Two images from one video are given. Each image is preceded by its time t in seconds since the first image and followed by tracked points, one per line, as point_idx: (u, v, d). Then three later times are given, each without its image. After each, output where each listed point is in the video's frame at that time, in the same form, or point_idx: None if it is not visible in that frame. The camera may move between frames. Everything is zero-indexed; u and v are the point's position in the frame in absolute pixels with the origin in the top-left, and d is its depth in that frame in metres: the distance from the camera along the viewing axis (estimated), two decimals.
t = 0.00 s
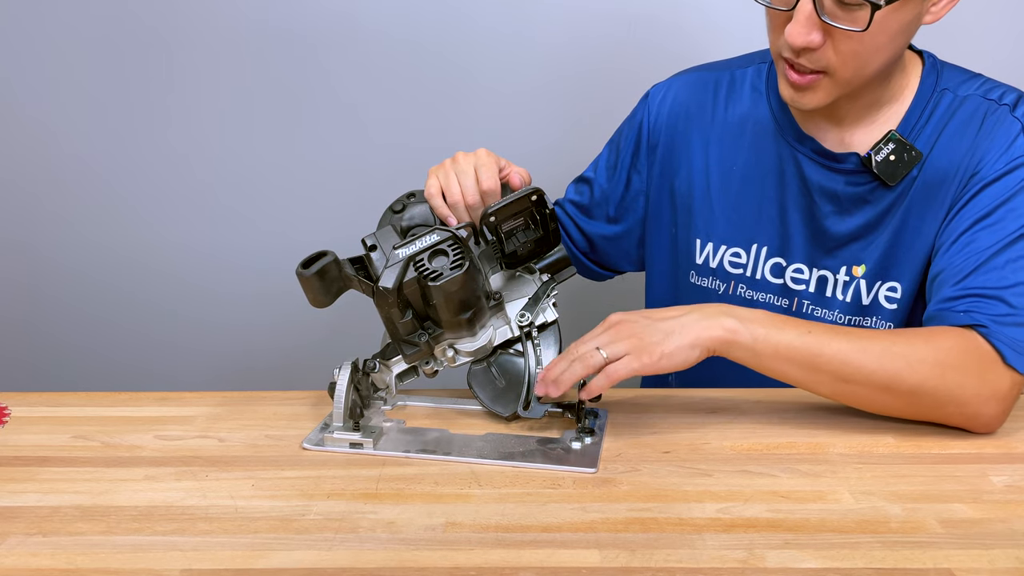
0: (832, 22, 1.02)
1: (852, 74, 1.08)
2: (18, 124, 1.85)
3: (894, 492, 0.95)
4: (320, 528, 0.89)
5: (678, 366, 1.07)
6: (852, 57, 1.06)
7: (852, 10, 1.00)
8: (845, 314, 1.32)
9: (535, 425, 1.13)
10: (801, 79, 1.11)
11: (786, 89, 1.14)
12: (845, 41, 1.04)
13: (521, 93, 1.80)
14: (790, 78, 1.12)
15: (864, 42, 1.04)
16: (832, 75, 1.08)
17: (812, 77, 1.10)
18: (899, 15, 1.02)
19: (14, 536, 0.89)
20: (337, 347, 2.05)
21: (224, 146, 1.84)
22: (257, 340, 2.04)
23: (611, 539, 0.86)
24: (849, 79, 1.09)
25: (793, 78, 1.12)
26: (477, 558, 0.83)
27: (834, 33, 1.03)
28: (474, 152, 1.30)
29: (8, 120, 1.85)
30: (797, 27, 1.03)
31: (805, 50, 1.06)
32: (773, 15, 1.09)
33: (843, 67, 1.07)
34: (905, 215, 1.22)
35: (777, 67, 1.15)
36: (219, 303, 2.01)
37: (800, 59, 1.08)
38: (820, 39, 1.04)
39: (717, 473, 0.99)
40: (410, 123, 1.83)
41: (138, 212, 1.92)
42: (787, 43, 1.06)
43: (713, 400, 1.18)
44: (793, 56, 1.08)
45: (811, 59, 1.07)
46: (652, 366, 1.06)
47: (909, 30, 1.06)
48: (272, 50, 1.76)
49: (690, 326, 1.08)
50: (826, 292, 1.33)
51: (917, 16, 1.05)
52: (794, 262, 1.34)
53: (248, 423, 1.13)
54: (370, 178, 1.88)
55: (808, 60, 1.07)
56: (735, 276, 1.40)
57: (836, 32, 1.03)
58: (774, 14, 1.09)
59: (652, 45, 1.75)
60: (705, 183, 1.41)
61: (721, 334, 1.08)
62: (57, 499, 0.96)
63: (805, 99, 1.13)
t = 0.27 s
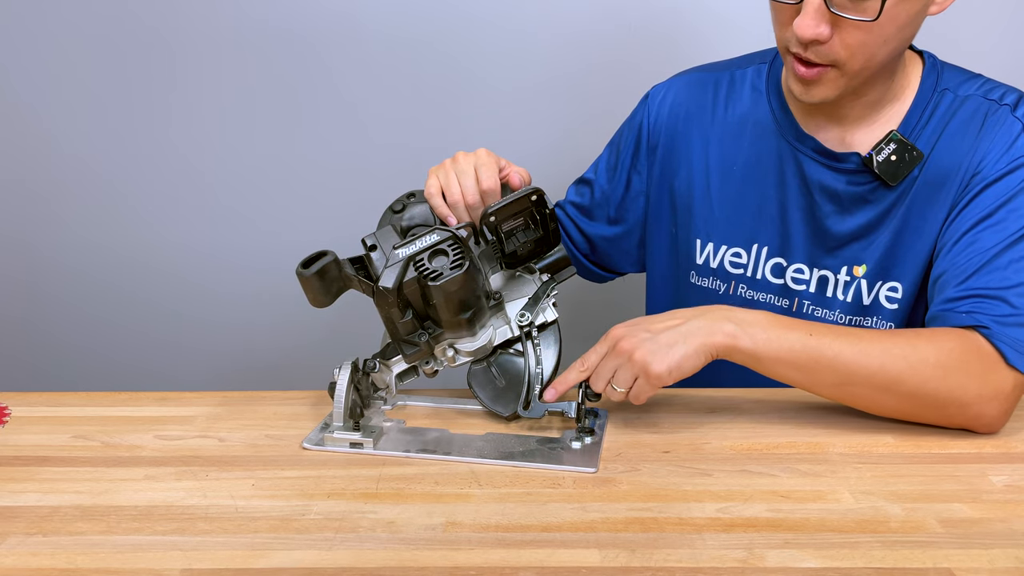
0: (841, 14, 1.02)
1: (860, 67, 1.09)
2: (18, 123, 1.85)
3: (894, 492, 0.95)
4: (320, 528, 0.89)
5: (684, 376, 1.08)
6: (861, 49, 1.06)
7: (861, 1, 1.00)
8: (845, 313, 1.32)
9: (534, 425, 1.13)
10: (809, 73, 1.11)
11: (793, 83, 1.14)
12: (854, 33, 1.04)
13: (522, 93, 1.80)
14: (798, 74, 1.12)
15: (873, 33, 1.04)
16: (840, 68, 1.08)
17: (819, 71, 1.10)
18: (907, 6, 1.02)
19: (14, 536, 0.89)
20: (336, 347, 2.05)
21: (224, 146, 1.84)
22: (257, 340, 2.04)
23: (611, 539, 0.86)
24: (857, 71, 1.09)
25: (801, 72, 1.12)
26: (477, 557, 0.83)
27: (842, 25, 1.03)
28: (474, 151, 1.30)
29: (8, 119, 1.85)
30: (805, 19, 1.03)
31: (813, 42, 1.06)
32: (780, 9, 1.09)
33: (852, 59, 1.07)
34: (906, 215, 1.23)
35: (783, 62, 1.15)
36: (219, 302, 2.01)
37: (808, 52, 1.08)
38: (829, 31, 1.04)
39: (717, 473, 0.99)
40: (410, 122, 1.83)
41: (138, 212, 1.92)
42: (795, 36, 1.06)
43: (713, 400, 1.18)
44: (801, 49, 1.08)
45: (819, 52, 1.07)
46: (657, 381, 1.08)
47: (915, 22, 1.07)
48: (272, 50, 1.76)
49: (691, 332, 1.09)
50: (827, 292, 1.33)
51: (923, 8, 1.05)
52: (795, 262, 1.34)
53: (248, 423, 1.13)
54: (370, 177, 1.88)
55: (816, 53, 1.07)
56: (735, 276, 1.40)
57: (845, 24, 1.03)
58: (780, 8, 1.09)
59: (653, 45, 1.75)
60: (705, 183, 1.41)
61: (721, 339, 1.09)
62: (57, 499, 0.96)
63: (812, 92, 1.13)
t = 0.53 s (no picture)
0: (839, 15, 1.02)
1: (858, 68, 1.09)
2: (19, 123, 1.86)
3: (894, 492, 0.95)
4: (320, 528, 0.89)
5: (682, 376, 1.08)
6: (859, 50, 1.06)
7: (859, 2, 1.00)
8: (845, 314, 1.32)
9: (534, 425, 1.13)
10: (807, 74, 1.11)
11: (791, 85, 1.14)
12: (851, 34, 1.04)
13: (522, 93, 1.80)
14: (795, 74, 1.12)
15: (870, 34, 1.04)
16: (838, 70, 1.08)
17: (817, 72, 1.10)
18: (905, 7, 1.02)
19: (14, 536, 0.89)
20: (337, 347, 2.05)
21: (224, 146, 1.84)
22: (257, 340, 2.04)
23: (611, 539, 0.86)
24: (855, 72, 1.09)
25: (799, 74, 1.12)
26: (477, 558, 0.83)
27: (840, 26, 1.04)
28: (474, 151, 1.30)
29: (8, 118, 1.85)
30: (803, 21, 1.04)
31: (811, 44, 1.06)
32: (778, 11, 1.09)
33: (849, 61, 1.07)
34: (905, 216, 1.23)
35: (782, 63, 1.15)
36: (219, 302, 2.01)
37: (806, 54, 1.08)
38: (826, 33, 1.04)
39: (717, 473, 0.99)
40: (410, 121, 1.83)
41: (138, 212, 1.92)
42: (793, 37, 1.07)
43: (713, 400, 1.18)
44: (798, 51, 1.08)
45: (817, 53, 1.07)
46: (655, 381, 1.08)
47: (914, 23, 1.07)
48: (272, 50, 1.76)
49: (688, 332, 1.10)
50: (827, 292, 1.33)
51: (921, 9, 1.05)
52: (795, 262, 1.34)
53: (248, 423, 1.13)
54: (370, 177, 1.88)
55: (814, 54, 1.07)
56: (736, 276, 1.40)
57: (842, 25, 1.03)
58: (778, 10, 1.09)
59: (653, 44, 1.75)
60: (705, 183, 1.41)
61: (718, 340, 1.09)
62: (57, 499, 0.96)
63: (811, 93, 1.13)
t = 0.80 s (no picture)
0: (842, 15, 1.02)
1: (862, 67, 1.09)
2: (19, 123, 1.86)
3: (894, 492, 0.95)
4: (320, 528, 0.89)
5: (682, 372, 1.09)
6: (862, 49, 1.06)
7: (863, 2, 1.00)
8: (846, 313, 1.32)
9: (534, 425, 1.13)
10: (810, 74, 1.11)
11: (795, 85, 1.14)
12: (855, 33, 1.04)
13: (522, 91, 1.80)
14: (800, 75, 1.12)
15: (874, 33, 1.04)
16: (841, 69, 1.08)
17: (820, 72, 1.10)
18: (908, 6, 1.02)
19: (14, 536, 0.89)
20: (337, 347, 2.05)
21: (225, 145, 1.84)
22: (257, 340, 2.05)
23: (611, 539, 0.86)
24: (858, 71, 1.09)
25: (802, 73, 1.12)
26: (477, 557, 0.83)
27: (844, 26, 1.03)
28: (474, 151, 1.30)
29: (9, 118, 1.85)
30: (807, 21, 1.03)
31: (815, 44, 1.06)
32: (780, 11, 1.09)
33: (853, 60, 1.07)
34: (906, 215, 1.23)
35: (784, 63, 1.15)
36: (219, 302, 2.01)
37: (810, 54, 1.08)
38: (830, 32, 1.04)
39: (717, 473, 0.99)
40: (411, 120, 1.83)
41: (138, 211, 1.92)
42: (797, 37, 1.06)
43: (713, 399, 1.18)
44: (802, 51, 1.08)
45: (821, 53, 1.07)
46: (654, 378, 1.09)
47: (917, 21, 1.07)
48: (272, 50, 1.76)
49: (686, 330, 1.10)
50: (828, 292, 1.33)
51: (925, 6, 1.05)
52: (796, 262, 1.34)
53: (248, 423, 1.13)
54: (370, 176, 1.88)
55: (817, 54, 1.07)
56: (737, 276, 1.40)
57: (846, 25, 1.03)
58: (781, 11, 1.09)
59: (653, 43, 1.75)
60: (706, 183, 1.40)
61: (716, 339, 1.09)
62: (57, 499, 0.96)
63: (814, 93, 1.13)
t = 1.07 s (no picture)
0: (856, 10, 1.02)
1: (874, 62, 1.09)
2: (19, 123, 1.86)
3: (894, 492, 0.95)
4: (320, 528, 0.89)
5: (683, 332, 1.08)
6: (876, 44, 1.06)
7: None
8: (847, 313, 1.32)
9: (534, 425, 1.13)
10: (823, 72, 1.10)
11: (807, 84, 1.13)
12: (869, 28, 1.04)
13: (523, 92, 1.80)
14: (812, 73, 1.12)
15: (888, 26, 1.04)
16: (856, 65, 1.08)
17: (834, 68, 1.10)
18: None
19: (14, 536, 0.89)
20: (337, 347, 2.05)
21: (225, 146, 1.85)
22: (258, 340, 2.05)
23: (611, 539, 0.86)
24: (872, 66, 1.10)
25: (815, 72, 1.11)
26: (477, 557, 0.83)
27: (857, 22, 1.03)
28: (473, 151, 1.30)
29: (9, 118, 1.85)
30: (819, 19, 1.03)
31: (829, 42, 1.06)
32: (788, 12, 1.09)
33: (867, 54, 1.07)
34: (907, 214, 1.23)
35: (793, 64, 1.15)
36: (220, 302, 2.01)
37: (823, 52, 1.08)
38: (844, 29, 1.04)
39: (718, 473, 0.99)
40: (411, 120, 1.83)
41: (139, 211, 1.92)
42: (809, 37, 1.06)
43: (714, 399, 1.18)
44: (815, 49, 1.08)
45: (834, 50, 1.07)
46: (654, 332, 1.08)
47: (925, 13, 1.07)
48: (273, 50, 1.76)
49: (694, 291, 1.08)
50: (828, 292, 1.33)
51: None
52: (796, 261, 1.34)
53: (248, 423, 1.13)
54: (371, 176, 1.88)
55: (831, 51, 1.07)
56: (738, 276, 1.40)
57: (860, 20, 1.03)
58: (788, 11, 1.09)
59: (654, 43, 1.75)
60: (707, 183, 1.40)
61: (724, 304, 1.08)
62: (57, 499, 0.96)
63: (828, 92, 1.12)
